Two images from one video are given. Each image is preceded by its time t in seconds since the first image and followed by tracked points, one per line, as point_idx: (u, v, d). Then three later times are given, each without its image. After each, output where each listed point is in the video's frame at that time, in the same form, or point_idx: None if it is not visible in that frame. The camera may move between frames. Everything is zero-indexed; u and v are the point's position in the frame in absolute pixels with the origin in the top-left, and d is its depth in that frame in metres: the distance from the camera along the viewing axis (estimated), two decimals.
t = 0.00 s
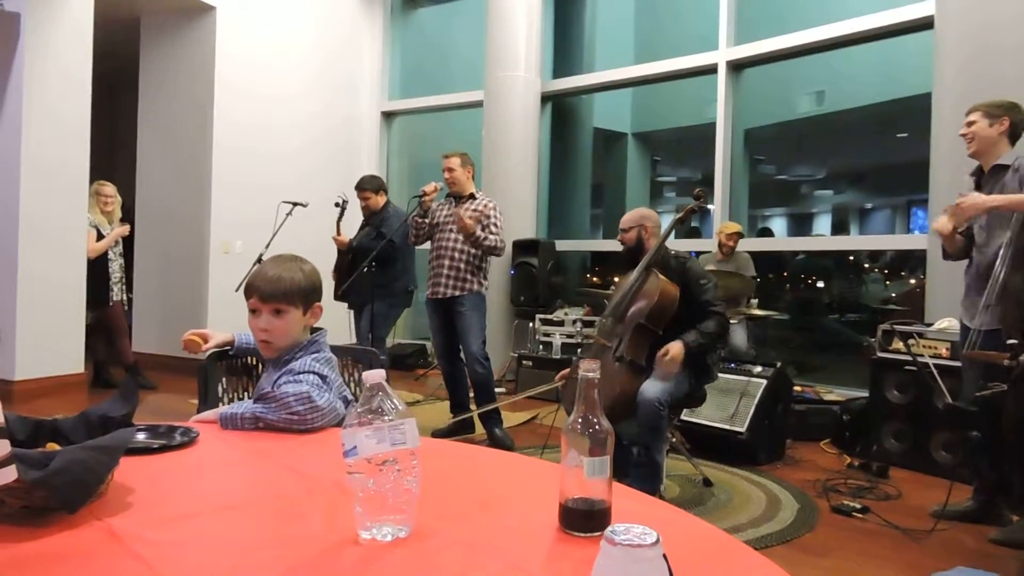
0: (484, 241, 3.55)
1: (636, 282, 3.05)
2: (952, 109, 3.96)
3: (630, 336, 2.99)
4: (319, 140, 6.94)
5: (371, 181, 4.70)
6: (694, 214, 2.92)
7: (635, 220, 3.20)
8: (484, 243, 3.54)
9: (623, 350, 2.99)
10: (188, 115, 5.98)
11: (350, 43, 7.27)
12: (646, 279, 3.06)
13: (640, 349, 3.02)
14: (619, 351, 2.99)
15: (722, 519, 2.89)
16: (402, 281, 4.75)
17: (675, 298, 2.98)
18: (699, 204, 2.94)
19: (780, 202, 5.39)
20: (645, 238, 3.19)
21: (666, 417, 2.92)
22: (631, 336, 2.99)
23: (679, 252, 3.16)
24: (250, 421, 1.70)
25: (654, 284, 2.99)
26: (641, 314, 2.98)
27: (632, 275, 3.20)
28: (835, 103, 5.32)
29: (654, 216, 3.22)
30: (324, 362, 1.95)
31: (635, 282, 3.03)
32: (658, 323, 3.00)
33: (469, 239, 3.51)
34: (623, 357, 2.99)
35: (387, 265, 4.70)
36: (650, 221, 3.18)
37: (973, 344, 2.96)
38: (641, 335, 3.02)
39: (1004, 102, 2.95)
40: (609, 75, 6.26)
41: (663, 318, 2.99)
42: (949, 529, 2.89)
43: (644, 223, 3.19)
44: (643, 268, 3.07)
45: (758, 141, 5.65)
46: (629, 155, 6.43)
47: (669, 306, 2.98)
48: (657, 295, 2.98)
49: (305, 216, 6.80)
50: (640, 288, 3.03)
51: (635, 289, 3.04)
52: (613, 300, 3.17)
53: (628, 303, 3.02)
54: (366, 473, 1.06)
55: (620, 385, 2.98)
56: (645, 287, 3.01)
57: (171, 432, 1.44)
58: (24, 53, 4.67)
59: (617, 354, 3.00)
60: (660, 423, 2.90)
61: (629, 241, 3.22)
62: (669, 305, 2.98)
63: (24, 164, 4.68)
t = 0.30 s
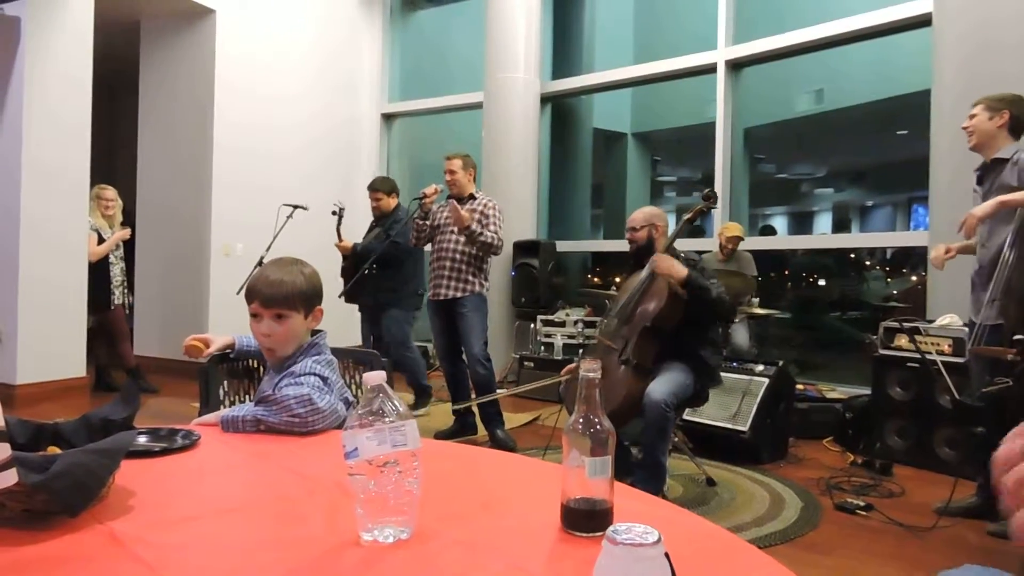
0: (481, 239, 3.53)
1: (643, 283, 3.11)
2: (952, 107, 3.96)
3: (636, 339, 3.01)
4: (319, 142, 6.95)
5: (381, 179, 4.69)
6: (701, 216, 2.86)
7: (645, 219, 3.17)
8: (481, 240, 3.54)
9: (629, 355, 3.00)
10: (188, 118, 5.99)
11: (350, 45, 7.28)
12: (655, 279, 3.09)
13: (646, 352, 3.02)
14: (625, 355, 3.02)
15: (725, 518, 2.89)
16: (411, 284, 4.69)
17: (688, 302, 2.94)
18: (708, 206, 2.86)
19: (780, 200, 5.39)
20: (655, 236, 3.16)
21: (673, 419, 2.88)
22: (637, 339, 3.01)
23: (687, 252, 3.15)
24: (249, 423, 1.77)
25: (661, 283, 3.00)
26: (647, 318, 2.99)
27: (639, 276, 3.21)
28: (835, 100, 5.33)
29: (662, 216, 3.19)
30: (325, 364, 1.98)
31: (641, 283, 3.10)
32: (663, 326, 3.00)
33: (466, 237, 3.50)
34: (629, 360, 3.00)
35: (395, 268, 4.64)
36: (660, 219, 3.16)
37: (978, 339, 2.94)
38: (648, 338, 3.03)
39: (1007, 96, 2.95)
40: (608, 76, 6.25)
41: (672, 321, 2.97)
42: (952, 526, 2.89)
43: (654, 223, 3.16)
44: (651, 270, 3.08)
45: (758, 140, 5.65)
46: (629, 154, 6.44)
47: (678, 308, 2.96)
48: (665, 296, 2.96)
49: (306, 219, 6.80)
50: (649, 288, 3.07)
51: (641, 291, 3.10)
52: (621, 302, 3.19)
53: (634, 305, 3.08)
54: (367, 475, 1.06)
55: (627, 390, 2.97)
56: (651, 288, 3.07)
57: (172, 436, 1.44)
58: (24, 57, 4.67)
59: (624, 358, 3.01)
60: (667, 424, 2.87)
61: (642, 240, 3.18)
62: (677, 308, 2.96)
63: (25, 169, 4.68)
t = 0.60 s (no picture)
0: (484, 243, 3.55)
1: (651, 285, 3.11)
2: (956, 109, 3.94)
3: (643, 342, 3.02)
4: (322, 143, 6.97)
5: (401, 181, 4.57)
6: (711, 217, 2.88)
7: (657, 218, 3.17)
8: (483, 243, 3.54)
9: (636, 358, 3.02)
10: (192, 122, 6.02)
11: (351, 46, 7.29)
12: (662, 282, 3.10)
13: (653, 355, 3.04)
14: (632, 356, 3.03)
15: (729, 518, 2.89)
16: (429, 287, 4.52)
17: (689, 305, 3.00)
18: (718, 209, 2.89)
19: (783, 200, 5.39)
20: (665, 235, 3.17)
21: (679, 421, 2.91)
22: (644, 343, 3.02)
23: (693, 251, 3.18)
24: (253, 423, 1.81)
25: (672, 286, 3.02)
26: (655, 320, 3.00)
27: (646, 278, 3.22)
28: (838, 101, 5.32)
29: (671, 216, 3.20)
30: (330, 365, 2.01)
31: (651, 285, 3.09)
32: (672, 329, 3.01)
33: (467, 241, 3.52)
34: (636, 362, 3.02)
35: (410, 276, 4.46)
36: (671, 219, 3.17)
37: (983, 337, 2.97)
38: (655, 343, 3.04)
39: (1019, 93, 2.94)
40: (611, 76, 6.27)
41: (674, 323, 3.00)
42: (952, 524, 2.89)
43: (668, 223, 3.16)
44: (659, 275, 3.09)
45: (759, 140, 5.67)
46: (632, 154, 6.44)
47: (683, 311, 3.00)
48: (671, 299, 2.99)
49: (310, 219, 6.83)
50: (656, 291, 3.08)
51: (648, 293, 3.09)
52: (627, 304, 3.19)
53: (640, 308, 3.07)
54: (372, 474, 1.07)
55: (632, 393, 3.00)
56: (659, 290, 3.07)
57: (177, 434, 1.45)
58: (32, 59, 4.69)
59: (631, 360, 3.03)
60: (672, 424, 2.90)
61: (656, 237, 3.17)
62: (681, 312, 3.00)
63: (32, 172, 4.70)
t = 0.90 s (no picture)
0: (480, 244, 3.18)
1: (679, 291, 2.75)
2: None
3: (667, 358, 2.65)
4: (301, 132, 6.41)
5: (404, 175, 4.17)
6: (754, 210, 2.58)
7: (692, 216, 2.82)
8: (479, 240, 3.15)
9: (658, 377, 2.65)
10: (156, 100, 5.55)
11: (333, 19, 6.65)
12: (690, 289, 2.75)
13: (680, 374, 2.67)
14: (653, 375, 2.66)
15: (766, 565, 2.49)
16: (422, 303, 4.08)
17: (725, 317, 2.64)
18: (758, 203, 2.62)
19: (829, 194, 4.79)
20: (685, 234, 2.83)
21: (707, 451, 2.55)
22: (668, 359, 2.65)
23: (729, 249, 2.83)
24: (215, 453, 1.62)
25: (701, 294, 2.69)
26: (682, 333, 2.64)
27: (673, 283, 2.85)
28: (892, 78, 4.75)
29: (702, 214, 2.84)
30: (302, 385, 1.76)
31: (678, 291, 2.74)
32: (701, 344, 2.65)
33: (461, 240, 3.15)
34: (658, 382, 2.65)
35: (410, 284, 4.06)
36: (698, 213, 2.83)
37: None
38: (684, 358, 2.67)
39: None
40: (622, 53, 5.70)
41: (711, 337, 2.64)
42: None
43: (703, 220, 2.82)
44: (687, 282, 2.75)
45: (802, 123, 5.08)
46: (653, 142, 5.87)
47: (716, 322, 2.64)
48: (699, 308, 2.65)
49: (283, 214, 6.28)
50: (684, 299, 2.73)
51: (676, 301, 2.74)
52: (648, 314, 2.83)
53: (666, 318, 2.71)
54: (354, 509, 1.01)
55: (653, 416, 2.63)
56: (688, 297, 2.72)
57: (124, 466, 1.42)
58: None
59: (652, 379, 2.66)
60: (701, 454, 2.54)
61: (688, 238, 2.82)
62: (717, 324, 2.64)
63: None
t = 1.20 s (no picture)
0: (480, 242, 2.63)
1: (704, 298, 2.43)
2: None
3: (695, 375, 2.30)
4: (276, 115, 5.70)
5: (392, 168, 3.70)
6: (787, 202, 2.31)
7: (727, 209, 2.48)
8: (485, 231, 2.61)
9: (684, 396, 2.29)
10: (108, 68, 4.93)
11: None
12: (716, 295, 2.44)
13: (710, 393, 2.32)
14: (676, 395, 2.30)
15: None
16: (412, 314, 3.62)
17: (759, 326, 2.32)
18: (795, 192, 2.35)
19: (884, 187, 4.19)
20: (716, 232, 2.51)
21: (745, 483, 2.22)
22: (695, 375, 2.29)
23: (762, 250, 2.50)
24: (176, 483, 1.33)
25: (729, 302, 2.37)
26: (712, 345, 2.31)
27: (697, 289, 2.52)
28: (958, 53, 4.16)
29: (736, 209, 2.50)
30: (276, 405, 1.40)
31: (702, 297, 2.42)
32: (729, 361, 2.32)
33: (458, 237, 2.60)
34: (682, 403, 2.29)
35: (391, 293, 3.62)
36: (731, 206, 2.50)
37: None
38: (710, 373, 2.31)
39: None
40: (646, 24, 5.00)
41: (746, 347, 2.32)
42: None
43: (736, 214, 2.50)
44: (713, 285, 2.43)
45: (851, 105, 4.46)
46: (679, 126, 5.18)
47: (749, 330, 2.32)
48: (729, 317, 2.33)
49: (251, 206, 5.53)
50: (709, 307, 2.41)
51: (700, 311, 2.41)
52: (668, 326, 2.49)
53: (691, 331, 2.38)
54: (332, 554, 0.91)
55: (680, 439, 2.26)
56: (715, 306, 2.40)
57: (70, 501, 1.18)
58: None
59: (676, 400, 2.30)
60: (736, 489, 2.21)
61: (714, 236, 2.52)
62: (751, 332, 2.32)
63: None
